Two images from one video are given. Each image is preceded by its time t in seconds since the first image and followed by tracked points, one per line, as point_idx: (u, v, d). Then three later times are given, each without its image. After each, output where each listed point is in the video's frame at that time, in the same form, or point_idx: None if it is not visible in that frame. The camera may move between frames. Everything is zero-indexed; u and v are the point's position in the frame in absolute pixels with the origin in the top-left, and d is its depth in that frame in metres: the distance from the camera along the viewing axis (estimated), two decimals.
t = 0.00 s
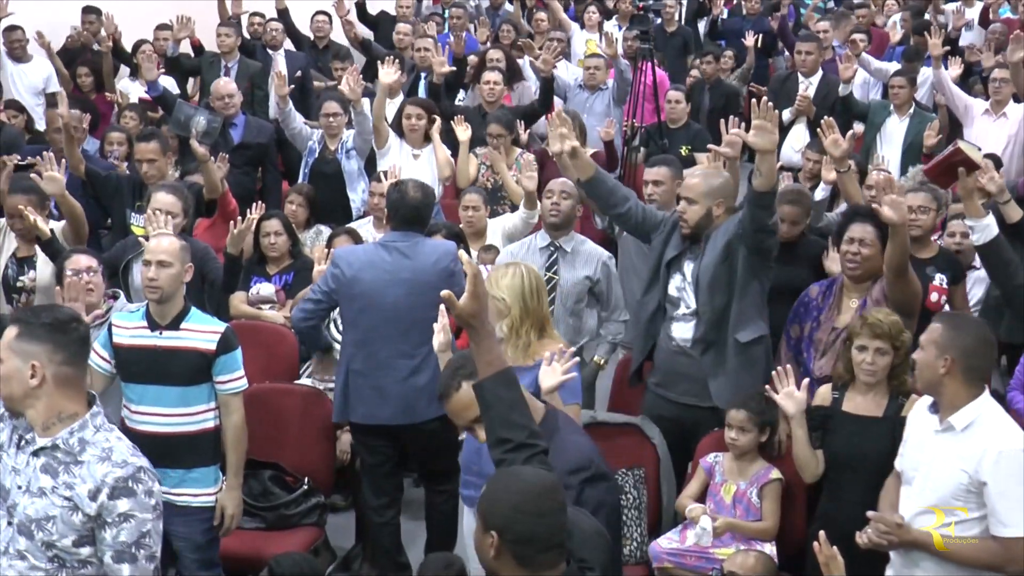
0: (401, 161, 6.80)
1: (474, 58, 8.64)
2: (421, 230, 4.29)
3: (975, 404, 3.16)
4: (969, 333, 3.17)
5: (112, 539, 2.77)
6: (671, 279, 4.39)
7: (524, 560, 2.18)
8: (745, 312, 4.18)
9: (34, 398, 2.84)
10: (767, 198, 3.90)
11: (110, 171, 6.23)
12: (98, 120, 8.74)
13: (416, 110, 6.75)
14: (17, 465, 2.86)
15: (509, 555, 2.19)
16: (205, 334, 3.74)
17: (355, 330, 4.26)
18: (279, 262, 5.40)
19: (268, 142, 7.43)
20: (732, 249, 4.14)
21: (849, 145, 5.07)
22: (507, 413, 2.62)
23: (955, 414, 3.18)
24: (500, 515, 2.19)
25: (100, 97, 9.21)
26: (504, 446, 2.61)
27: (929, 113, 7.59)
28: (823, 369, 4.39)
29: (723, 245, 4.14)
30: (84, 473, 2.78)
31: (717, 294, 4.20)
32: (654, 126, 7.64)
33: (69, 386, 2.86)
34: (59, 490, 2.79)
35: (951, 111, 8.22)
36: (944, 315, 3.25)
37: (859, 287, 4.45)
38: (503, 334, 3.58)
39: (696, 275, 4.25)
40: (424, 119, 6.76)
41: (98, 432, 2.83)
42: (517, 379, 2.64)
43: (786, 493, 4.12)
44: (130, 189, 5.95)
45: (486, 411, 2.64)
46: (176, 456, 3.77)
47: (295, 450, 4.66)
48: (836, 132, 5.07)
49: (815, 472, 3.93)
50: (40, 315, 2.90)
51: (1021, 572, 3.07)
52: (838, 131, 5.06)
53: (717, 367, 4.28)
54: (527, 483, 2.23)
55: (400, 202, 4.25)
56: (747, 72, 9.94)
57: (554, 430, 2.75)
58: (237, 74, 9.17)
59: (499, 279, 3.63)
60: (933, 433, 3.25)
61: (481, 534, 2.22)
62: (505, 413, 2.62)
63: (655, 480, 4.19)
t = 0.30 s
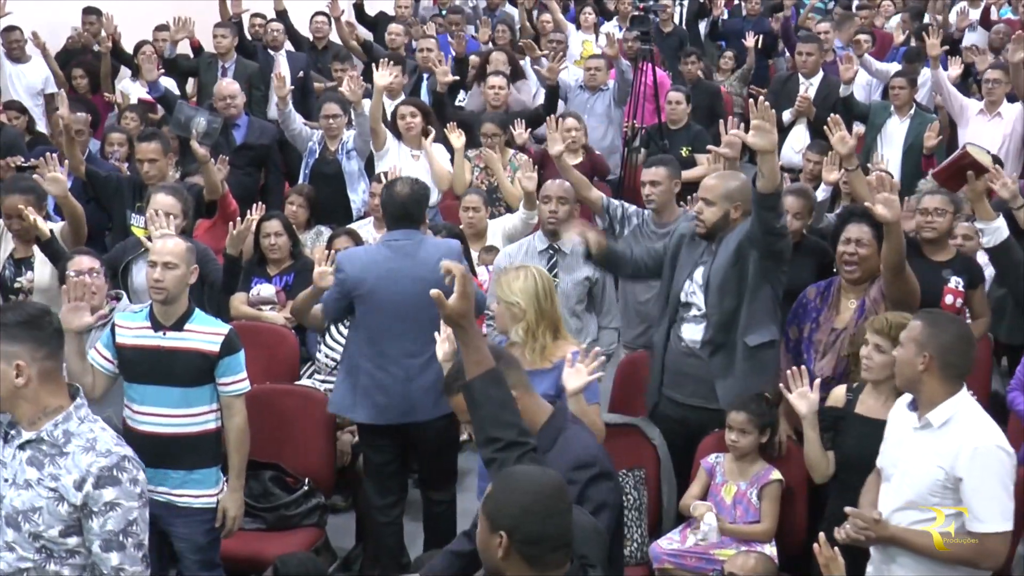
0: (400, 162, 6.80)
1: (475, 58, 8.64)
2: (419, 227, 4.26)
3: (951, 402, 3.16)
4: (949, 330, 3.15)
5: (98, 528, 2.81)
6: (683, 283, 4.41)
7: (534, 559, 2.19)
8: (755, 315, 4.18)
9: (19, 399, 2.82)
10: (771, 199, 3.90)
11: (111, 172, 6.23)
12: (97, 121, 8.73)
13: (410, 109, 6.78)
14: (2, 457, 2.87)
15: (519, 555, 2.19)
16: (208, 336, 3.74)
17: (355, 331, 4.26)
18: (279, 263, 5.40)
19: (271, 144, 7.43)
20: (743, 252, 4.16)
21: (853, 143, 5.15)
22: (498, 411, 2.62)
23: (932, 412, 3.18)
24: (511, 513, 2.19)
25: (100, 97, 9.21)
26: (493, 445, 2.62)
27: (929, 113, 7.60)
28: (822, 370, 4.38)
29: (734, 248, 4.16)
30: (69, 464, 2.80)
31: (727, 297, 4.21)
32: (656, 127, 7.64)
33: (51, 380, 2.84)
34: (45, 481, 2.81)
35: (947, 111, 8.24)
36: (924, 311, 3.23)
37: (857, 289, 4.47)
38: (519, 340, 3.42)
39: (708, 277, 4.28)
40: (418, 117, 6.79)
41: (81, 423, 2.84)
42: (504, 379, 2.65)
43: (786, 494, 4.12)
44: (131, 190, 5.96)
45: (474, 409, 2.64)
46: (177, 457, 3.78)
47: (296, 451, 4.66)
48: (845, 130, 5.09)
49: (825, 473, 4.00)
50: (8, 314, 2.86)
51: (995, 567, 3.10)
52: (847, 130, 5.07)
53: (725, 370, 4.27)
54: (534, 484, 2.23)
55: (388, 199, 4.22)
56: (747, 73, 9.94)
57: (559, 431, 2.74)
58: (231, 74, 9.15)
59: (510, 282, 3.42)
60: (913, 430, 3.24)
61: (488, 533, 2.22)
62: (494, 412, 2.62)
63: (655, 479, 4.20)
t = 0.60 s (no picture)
0: (400, 160, 6.84)
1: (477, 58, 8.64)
2: (427, 225, 4.26)
3: (941, 399, 3.16)
4: (941, 327, 3.16)
5: (97, 514, 2.80)
6: (689, 286, 4.41)
7: (540, 558, 2.18)
8: (761, 313, 4.18)
9: (21, 394, 2.81)
10: (772, 193, 3.88)
11: (113, 172, 6.23)
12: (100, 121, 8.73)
13: (407, 107, 6.79)
14: None
15: (525, 557, 2.19)
16: (214, 336, 3.74)
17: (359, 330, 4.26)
18: (281, 262, 5.40)
19: (276, 143, 7.42)
20: (748, 252, 4.17)
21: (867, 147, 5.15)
22: (487, 411, 2.66)
23: (922, 409, 3.18)
24: (515, 515, 2.19)
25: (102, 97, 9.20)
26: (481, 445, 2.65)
27: (931, 113, 7.60)
28: (830, 369, 4.39)
29: (740, 247, 4.16)
30: (65, 453, 2.80)
31: (733, 296, 4.22)
32: (658, 127, 7.63)
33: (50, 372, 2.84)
34: (42, 471, 2.81)
35: (946, 111, 8.23)
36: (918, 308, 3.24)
37: (861, 288, 4.48)
38: (543, 343, 3.62)
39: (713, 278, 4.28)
40: (416, 114, 6.79)
41: (75, 413, 2.84)
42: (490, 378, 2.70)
43: (789, 496, 4.13)
44: (133, 190, 5.96)
45: (462, 411, 2.68)
46: (182, 457, 3.77)
47: (298, 452, 4.66)
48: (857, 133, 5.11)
49: (835, 473, 4.06)
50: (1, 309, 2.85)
51: (977, 563, 3.08)
52: (858, 134, 5.08)
53: (733, 370, 4.28)
54: (532, 483, 2.24)
55: (399, 196, 4.24)
56: (750, 73, 9.94)
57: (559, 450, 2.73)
58: (235, 73, 9.14)
59: (521, 287, 3.62)
60: (903, 426, 3.24)
61: (490, 537, 2.21)
62: (480, 413, 2.66)
63: (655, 478, 4.15)
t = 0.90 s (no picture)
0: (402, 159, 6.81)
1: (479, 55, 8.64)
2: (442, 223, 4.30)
3: (940, 395, 3.16)
4: (940, 322, 3.16)
5: (101, 501, 2.86)
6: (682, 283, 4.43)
7: (539, 554, 2.18)
8: (757, 309, 4.17)
9: (39, 388, 2.87)
10: (768, 184, 3.87)
11: (115, 169, 6.24)
12: (102, 118, 8.75)
13: (409, 104, 6.77)
14: None
15: (524, 553, 2.18)
16: (215, 334, 3.74)
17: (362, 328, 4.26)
18: (283, 260, 5.40)
19: (280, 140, 7.43)
20: (742, 247, 4.16)
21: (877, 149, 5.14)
22: (478, 411, 2.65)
23: (921, 404, 3.18)
24: (514, 512, 2.18)
25: (105, 95, 9.21)
26: (476, 442, 2.64)
27: (933, 110, 7.59)
28: (837, 365, 4.41)
29: (733, 243, 4.16)
30: (66, 443, 2.85)
31: (727, 292, 4.23)
32: (659, 124, 7.64)
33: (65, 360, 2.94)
34: (42, 462, 2.85)
35: (946, 110, 8.19)
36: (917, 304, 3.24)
37: (870, 284, 4.47)
38: (563, 345, 3.61)
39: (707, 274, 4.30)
40: (417, 111, 6.77)
41: (72, 404, 2.89)
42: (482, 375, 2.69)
43: (790, 494, 4.13)
44: (135, 187, 5.99)
45: (455, 409, 2.67)
46: (185, 455, 3.78)
47: (300, 450, 4.66)
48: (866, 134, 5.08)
49: (842, 471, 4.00)
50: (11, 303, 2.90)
51: (975, 559, 3.08)
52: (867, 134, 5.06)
53: (729, 365, 4.29)
54: (529, 479, 2.24)
55: (408, 191, 4.29)
56: (753, 70, 9.93)
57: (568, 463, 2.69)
58: (237, 70, 9.15)
59: (526, 297, 3.65)
60: (901, 422, 3.25)
61: (488, 534, 2.20)
62: (473, 411, 2.65)
63: (655, 478, 4.14)
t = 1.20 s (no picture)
0: (407, 161, 6.85)
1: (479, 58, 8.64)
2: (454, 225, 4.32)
3: (945, 398, 3.17)
4: (944, 325, 3.17)
5: (100, 524, 2.82)
6: (668, 282, 4.41)
7: (534, 555, 2.19)
8: (744, 308, 4.16)
9: (50, 402, 2.87)
10: (760, 184, 3.87)
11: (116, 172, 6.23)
12: (103, 120, 8.76)
13: (413, 107, 6.84)
14: None
15: (518, 556, 2.19)
16: (215, 337, 3.74)
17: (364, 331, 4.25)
18: (284, 262, 5.40)
19: (281, 143, 7.42)
20: (730, 246, 4.17)
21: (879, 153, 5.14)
22: (472, 415, 2.77)
23: (925, 407, 3.18)
24: (508, 515, 2.19)
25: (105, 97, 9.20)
26: (469, 447, 2.76)
27: (933, 113, 7.60)
28: (849, 369, 4.41)
29: (721, 242, 4.17)
30: (65, 461, 2.82)
31: (713, 291, 4.22)
32: (659, 127, 7.65)
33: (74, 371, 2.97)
34: (40, 480, 2.82)
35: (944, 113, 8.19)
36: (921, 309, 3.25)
37: (886, 287, 4.48)
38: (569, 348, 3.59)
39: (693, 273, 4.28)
40: (422, 114, 6.85)
41: (73, 422, 2.87)
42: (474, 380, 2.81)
43: (791, 498, 4.13)
44: (135, 191, 6.01)
45: (448, 414, 2.79)
46: (185, 458, 3.77)
47: (300, 453, 4.66)
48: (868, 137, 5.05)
49: (845, 475, 4.00)
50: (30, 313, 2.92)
51: (982, 561, 3.08)
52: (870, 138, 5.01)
53: (715, 364, 4.26)
54: (523, 481, 2.24)
55: (421, 192, 4.31)
56: (752, 73, 9.94)
57: (582, 478, 2.66)
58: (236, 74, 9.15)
59: (529, 305, 3.62)
60: (906, 426, 3.25)
61: (481, 539, 2.21)
62: (466, 414, 2.77)
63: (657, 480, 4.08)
